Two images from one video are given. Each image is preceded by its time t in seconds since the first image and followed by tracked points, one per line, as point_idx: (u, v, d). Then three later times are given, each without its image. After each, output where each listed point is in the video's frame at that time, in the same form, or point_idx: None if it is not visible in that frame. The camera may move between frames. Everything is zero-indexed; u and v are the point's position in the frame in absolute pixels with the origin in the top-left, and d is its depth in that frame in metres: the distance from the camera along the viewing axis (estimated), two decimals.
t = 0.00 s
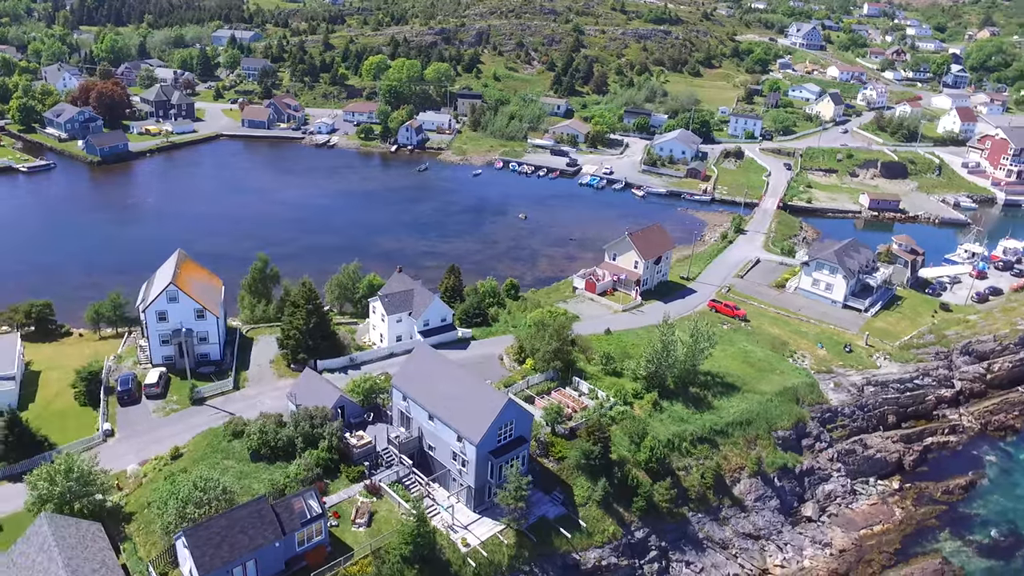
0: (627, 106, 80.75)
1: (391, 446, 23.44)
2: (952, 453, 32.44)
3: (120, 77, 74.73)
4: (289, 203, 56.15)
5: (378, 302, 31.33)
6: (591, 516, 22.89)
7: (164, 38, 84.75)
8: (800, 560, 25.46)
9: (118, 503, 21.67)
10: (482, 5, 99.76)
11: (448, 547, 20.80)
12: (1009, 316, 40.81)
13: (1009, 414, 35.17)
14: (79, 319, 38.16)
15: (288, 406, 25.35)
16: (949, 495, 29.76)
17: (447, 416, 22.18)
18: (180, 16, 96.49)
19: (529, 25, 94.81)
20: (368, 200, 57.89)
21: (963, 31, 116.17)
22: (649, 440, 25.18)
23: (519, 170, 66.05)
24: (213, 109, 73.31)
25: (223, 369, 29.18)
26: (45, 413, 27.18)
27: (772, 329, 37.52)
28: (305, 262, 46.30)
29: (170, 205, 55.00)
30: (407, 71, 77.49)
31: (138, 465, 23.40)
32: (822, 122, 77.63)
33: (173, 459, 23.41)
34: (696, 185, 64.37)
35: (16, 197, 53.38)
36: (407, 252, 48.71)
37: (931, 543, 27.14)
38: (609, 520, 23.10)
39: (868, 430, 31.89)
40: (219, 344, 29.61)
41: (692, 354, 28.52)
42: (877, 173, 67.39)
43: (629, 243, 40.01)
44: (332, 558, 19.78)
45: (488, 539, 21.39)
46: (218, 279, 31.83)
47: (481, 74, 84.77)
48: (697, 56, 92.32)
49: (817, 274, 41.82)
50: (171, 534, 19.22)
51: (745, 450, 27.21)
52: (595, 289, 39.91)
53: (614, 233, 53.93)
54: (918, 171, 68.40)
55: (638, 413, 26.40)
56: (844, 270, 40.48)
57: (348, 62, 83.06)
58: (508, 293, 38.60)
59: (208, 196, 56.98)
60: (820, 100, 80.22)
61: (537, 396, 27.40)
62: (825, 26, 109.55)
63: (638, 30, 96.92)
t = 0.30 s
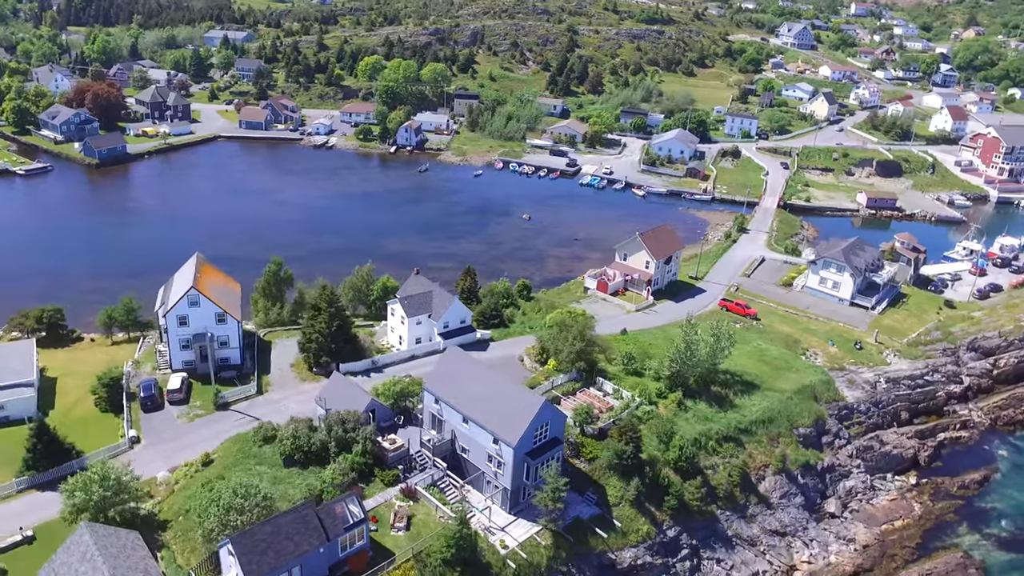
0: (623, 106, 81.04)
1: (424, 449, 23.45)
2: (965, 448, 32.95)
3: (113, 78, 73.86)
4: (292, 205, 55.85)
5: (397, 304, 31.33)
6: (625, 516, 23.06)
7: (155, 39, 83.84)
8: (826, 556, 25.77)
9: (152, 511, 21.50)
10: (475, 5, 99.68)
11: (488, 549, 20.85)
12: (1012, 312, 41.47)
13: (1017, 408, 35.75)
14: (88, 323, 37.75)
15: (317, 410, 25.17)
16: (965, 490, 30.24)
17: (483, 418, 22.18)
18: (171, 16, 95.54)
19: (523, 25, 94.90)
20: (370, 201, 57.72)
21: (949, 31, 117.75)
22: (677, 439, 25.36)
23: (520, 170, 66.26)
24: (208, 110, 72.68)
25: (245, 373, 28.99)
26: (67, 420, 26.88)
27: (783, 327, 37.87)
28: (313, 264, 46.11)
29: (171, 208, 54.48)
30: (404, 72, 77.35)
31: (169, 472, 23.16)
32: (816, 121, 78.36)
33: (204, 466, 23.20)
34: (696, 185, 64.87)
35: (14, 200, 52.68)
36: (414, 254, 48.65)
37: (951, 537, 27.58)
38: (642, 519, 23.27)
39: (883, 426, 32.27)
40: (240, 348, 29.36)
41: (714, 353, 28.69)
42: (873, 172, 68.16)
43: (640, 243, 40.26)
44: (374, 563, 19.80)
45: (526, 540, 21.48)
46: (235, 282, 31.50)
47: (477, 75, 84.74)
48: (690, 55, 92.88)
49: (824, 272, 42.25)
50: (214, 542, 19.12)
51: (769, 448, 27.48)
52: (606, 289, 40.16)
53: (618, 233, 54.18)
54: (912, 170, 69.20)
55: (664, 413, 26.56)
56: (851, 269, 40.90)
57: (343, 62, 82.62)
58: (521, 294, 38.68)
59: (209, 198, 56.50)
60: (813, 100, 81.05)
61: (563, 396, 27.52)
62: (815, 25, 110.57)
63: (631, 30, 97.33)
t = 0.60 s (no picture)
0: (616, 106, 81.36)
1: (455, 451, 23.49)
2: (973, 442, 33.57)
3: (101, 80, 72.79)
4: (291, 207, 55.48)
5: (414, 306, 31.30)
6: (656, 514, 23.30)
7: (142, 40, 82.71)
8: (849, 550, 26.16)
9: (184, 519, 21.28)
10: (465, 5, 99.56)
11: (525, 550, 20.96)
12: (1011, 307, 42.26)
13: (1021, 402, 36.48)
14: (94, 329, 37.28)
15: (343, 414, 25.01)
16: (976, 482, 30.83)
17: (515, 419, 22.28)
18: (157, 16, 94.36)
19: (514, 25, 94.97)
20: (369, 202, 57.51)
21: (930, 29, 119.54)
22: (702, 438, 25.63)
23: (517, 170, 66.47)
24: (200, 112, 71.94)
25: (264, 378, 28.78)
26: (85, 426, 26.54)
27: (791, 325, 38.32)
28: (317, 266, 45.87)
29: (169, 210, 53.89)
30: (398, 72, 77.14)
31: (197, 479, 22.94)
32: (807, 120, 79.37)
33: (232, 472, 23.01)
34: (692, 184, 65.46)
35: (8, 204, 51.84)
36: (418, 255, 48.57)
37: (966, 530, 28.16)
38: (672, 517, 23.51)
39: (894, 421, 32.80)
40: (257, 352, 29.12)
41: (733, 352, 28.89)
42: (864, 169, 69.03)
43: (648, 243, 40.57)
44: (414, 567, 19.77)
45: (562, 540, 21.61)
46: (251, 287, 31.28)
47: (469, 75, 84.68)
48: (680, 55, 93.51)
49: (827, 269, 42.71)
50: (254, 549, 18.97)
51: (789, 444, 27.81)
52: (615, 289, 40.49)
53: (619, 232, 54.45)
54: (903, 167, 70.14)
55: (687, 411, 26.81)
56: (855, 266, 41.39)
57: (334, 63, 82.09)
58: (531, 294, 38.80)
59: (206, 200, 55.96)
60: (803, 99, 82.00)
61: (585, 396, 27.72)
62: (801, 24, 111.74)
63: (621, 30, 97.79)
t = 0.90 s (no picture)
0: (606, 106, 81.75)
1: (483, 452, 23.55)
2: (977, 435, 34.30)
3: (88, 81, 71.63)
4: (288, 209, 55.09)
5: (429, 308, 31.29)
6: (683, 511, 23.58)
7: (127, 41, 81.54)
8: (867, 543, 26.63)
9: (215, 526, 21.10)
10: (452, 6, 99.41)
11: (560, 550, 21.10)
12: (1006, 302, 43.11)
13: (1020, 395, 37.29)
14: (99, 334, 36.81)
15: (368, 417, 24.95)
16: (984, 474, 31.50)
17: (545, 420, 22.40)
18: (140, 16, 93.05)
19: (502, 25, 95.03)
20: (366, 203, 57.25)
21: (910, 29, 121.49)
22: (724, 435, 25.92)
23: (511, 171, 66.72)
24: (190, 113, 71.12)
25: (282, 383, 28.57)
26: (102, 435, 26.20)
27: (796, 322, 38.82)
28: (319, 269, 45.60)
29: (164, 213, 53.26)
30: (389, 73, 76.87)
31: (225, 485, 22.72)
32: (795, 119, 80.43)
33: (261, 478, 22.83)
34: (686, 183, 66.09)
35: None
36: (419, 257, 48.48)
37: (977, 521, 28.78)
38: (699, 514, 23.79)
39: (902, 415, 33.37)
40: (274, 356, 28.91)
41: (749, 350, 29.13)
42: (853, 167, 70.08)
43: (653, 242, 40.89)
44: (453, 569, 19.87)
45: (594, 539, 21.77)
46: (264, 292, 31.09)
47: (459, 75, 84.58)
48: (668, 54, 94.20)
49: (827, 267, 43.30)
50: (295, 555, 18.83)
51: (805, 440, 28.19)
52: (621, 288, 40.78)
53: (617, 232, 54.76)
54: (890, 165, 71.24)
55: (706, 409, 27.07)
56: (855, 263, 41.99)
57: (323, 64, 81.49)
58: (539, 295, 38.96)
59: (202, 203, 55.38)
60: (791, 98, 83.02)
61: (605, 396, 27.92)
62: (784, 23, 113.01)
63: (609, 30, 98.26)
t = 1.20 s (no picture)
0: (597, 105, 82.11)
1: (512, 453, 23.66)
2: (979, 427, 35.03)
3: (73, 83, 70.46)
4: (286, 211, 54.68)
5: (443, 310, 31.32)
6: (710, 508, 23.88)
7: (112, 42, 80.37)
8: (884, 536, 27.13)
9: (248, 532, 20.87)
10: (439, 6, 99.21)
11: (594, 549, 21.23)
12: (1000, 296, 44.02)
13: (1019, 387, 38.14)
14: (103, 340, 36.35)
15: (393, 420, 24.94)
16: (990, 466, 32.20)
17: (575, 420, 22.61)
18: (123, 17, 91.70)
19: (491, 26, 95.03)
20: (364, 205, 57.04)
21: (889, 28, 123.42)
22: (744, 432, 26.25)
23: (506, 171, 66.99)
24: (179, 115, 70.28)
25: (300, 387, 28.42)
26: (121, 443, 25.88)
27: (800, 318, 39.36)
28: (322, 272, 45.41)
29: (159, 216, 52.64)
30: (379, 73, 76.60)
31: (253, 491, 22.54)
32: (783, 118, 81.49)
33: (289, 484, 22.67)
34: (680, 182, 66.75)
35: None
36: (422, 258, 48.42)
37: (987, 512, 29.43)
38: (725, 510, 24.13)
39: (908, 409, 33.97)
40: (292, 360, 28.79)
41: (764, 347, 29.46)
42: (842, 165, 71.15)
43: (657, 241, 41.20)
44: (492, 570, 19.92)
45: (626, 536, 21.99)
46: (277, 295, 30.92)
47: (449, 75, 84.44)
48: (655, 54, 94.88)
49: (827, 264, 43.94)
50: (336, 560, 18.71)
51: (821, 435, 28.61)
52: (627, 288, 41.11)
53: (615, 231, 55.13)
54: (878, 162, 72.36)
55: (725, 405, 27.38)
56: (854, 260, 42.64)
57: (312, 64, 80.87)
58: (547, 295, 39.17)
59: (197, 205, 54.81)
60: (779, 97, 84.07)
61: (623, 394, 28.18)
62: (768, 23, 114.27)
63: (597, 30, 98.73)
